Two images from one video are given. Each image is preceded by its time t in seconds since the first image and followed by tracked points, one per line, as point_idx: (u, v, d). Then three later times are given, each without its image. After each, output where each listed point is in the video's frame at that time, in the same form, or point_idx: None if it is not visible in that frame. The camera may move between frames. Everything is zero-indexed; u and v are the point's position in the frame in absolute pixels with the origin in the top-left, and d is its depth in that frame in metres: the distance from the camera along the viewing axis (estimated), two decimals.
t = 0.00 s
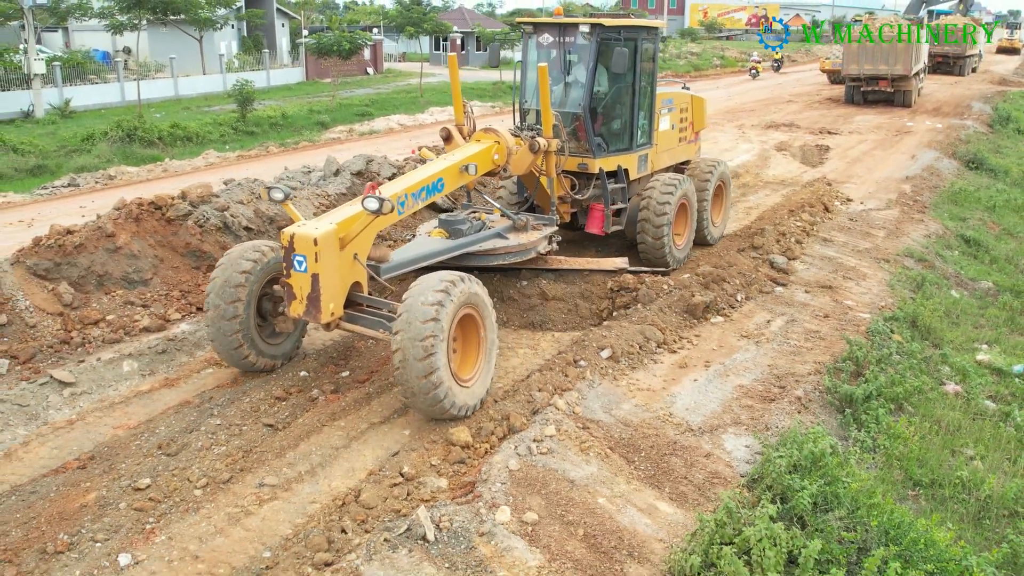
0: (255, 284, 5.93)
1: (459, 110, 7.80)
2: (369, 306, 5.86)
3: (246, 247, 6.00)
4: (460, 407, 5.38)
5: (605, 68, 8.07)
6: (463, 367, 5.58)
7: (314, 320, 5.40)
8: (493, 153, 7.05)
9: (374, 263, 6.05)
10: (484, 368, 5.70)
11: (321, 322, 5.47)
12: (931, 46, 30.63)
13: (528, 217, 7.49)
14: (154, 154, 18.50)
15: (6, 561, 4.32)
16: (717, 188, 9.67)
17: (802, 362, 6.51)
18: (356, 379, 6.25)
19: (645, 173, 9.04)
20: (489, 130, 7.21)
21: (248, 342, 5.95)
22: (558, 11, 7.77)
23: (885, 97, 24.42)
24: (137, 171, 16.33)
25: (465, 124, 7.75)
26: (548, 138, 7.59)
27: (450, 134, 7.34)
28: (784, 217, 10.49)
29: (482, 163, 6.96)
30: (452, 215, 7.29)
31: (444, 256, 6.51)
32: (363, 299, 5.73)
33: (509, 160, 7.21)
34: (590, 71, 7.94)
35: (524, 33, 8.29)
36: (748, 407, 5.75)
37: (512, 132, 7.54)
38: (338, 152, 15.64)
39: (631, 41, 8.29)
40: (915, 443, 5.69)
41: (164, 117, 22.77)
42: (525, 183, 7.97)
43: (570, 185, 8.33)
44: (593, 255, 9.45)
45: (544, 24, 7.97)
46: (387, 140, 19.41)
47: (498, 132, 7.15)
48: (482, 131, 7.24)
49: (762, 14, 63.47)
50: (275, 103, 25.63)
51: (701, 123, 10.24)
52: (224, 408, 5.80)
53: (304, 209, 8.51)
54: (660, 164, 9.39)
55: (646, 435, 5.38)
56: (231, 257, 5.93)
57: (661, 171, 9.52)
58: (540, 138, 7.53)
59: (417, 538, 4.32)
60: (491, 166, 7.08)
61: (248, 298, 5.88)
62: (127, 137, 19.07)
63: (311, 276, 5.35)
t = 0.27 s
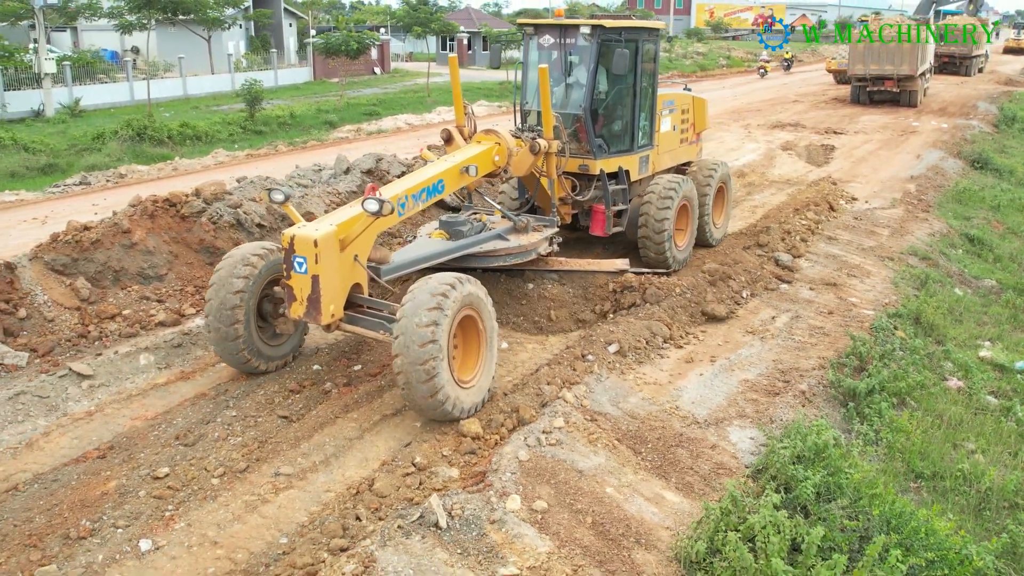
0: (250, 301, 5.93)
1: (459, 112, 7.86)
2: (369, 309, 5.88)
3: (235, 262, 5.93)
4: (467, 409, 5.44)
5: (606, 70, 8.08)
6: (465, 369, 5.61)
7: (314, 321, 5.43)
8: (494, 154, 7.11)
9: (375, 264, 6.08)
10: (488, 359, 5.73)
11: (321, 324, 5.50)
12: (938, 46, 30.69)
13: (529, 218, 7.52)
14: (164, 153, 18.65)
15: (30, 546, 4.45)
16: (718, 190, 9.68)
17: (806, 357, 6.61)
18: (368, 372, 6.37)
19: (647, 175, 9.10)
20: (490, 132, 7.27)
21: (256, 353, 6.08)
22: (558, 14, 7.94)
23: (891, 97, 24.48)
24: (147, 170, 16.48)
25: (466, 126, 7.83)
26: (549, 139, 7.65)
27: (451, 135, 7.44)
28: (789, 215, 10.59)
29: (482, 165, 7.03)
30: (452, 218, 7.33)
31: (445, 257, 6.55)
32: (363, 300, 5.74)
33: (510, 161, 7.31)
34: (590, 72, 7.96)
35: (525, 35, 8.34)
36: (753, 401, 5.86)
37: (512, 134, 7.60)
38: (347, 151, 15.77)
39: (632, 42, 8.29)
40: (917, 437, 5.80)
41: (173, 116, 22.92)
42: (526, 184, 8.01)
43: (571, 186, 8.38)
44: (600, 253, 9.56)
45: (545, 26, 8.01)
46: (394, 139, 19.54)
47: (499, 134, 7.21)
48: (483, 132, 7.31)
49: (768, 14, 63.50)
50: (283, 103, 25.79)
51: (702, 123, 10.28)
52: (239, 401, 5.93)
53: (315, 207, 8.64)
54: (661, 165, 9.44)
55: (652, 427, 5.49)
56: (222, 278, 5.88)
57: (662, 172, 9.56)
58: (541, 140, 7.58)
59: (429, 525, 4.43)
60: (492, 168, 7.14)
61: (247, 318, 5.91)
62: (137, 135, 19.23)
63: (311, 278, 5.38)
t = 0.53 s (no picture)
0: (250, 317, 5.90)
1: (461, 113, 7.81)
2: (371, 310, 5.86)
3: (228, 279, 5.84)
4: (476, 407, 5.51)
5: (609, 71, 8.10)
6: (467, 369, 5.62)
7: (315, 323, 5.39)
8: (496, 156, 7.16)
9: (377, 266, 6.05)
10: (489, 346, 5.71)
11: (322, 326, 5.46)
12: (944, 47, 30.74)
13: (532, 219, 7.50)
14: (174, 152, 18.77)
15: (55, 534, 4.56)
16: (721, 193, 9.62)
17: (813, 354, 6.70)
18: (381, 367, 6.47)
19: (648, 176, 9.09)
20: (492, 133, 7.30)
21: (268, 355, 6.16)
22: (562, 15, 7.97)
23: (897, 97, 24.54)
24: (157, 168, 16.61)
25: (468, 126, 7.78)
26: (552, 141, 7.59)
27: (453, 137, 7.38)
28: (796, 215, 10.67)
29: (484, 166, 7.06)
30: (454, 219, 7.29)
31: (447, 258, 6.53)
32: (365, 303, 5.71)
33: (512, 163, 7.33)
34: (593, 74, 7.97)
35: (527, 37, 8.34)
36: (761, 395, 5.95)
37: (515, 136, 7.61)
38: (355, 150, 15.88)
39: (634, 44, 8.33)
40: (923, 431, 5.88)
41: (182, 116, 23.05)
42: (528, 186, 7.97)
43: (573, 187, 8.35)
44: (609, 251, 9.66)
45: (548, 27, 8.01)
46: (402, 139, 19.65)
47: (500, 135, 7.25)
48: (484, 134, 7.34)
49: (774, 14, 63.55)
50: (291, 102, 25.92)
51: (705, 126, 10.31)
52: (255, 394, 6.04)
53: (327, 205, 8.75)
54: (663, 167, 9.45)
55: (662, 421, 5.59)
56: (218, 299, 5.81)
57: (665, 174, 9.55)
58: (543, 141, 7.53)
59: (445, 515, 4.52)
60: (494, 168, 7.18)
61: (250, 335, 5.92)
62: (147, 135, 19.35)
63: (312, 279, 5.34)
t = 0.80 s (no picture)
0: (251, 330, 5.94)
1: (464, 112, 7.71)
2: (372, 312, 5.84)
3: (224, 297, 5.84)
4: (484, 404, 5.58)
5: (611, 72, 8.03)
6: (470, 369, 5.63)
7: (317, 325, 5.40)
8: (499, 157, 7.13)
9: (378, 268, 6.00)
10: (489, 338, 5.66)
11: (324, 328, 5.47)
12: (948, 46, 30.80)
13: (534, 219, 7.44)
14: (181, 151, 18.86)
15: (78, 525, 4.65)
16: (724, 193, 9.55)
17: (820, 350, 6.78)
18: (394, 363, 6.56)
19: (651, 177, 9.02)
20: (495, 134, 7.29)
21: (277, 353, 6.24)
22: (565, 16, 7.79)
23: (901, 97, 24.61)
24: (165, 167, 16.70)
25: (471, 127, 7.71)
26: (555, 142, 7.48)
27: (455, 138, 7.37)
28: (802, 214, 10.74)
29: (487, 167, 7.04)
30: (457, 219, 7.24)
31: (449, 260, 6.45)
32: (366, 305, 5.69)
33: (515, 164, 7.26)
34: (596, 75, 7.90)
35: (531, 37, 8.30)
36: (769, 391, 6.04)
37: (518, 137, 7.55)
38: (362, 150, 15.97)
39: (638, 45, 8.26)
40: (929, 426, 5.96)
41: (189, 115, 23.15)
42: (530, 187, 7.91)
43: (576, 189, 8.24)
44: (616, 249, 9.75)
45: (551, 28, 7.95)
46: (408, 138, 19.74)
47: (505, 136, 7.20)
48: (488, 135, 7.33)
49: (777, 14, 63.62)
50: (297, 102, 26.02)
51: (708, 127, 10.29)
52: (271, 389, 6.13)
53: (338, 203, 8.84)
54: (666, 168, 9.41)
55: (672, 416, 5.67)
56: (217, 319, 5.84)
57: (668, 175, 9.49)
58: (546, 142, 7.46)
59: (460, 507, 4.60)
60: (497, 170, 7.16)
61: (254, 346, 5.99)
62: (154, 134, 19.44)
63: (314, 281, 5.34)
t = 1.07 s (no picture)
0: (255, 344, 5.94)
1: (466, 114, 7.71)
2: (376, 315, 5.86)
3: (223, 319, 5.78)
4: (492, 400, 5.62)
5: (614, 73, 7.96)
6: (477, 368, 5.64)
7: (319, 328, 5.38)
8: (501, 158, 7.15)
9: (381, 270, 6.02)
10: (491, 332, 5.61)
11: (327, 331, 5.45)
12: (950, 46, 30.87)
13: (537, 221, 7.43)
14: (186, 151, 18.92)
15: (100, 518, 4.72)
16: (727, 193, 9.49)
17: (827, 347, 6.85)
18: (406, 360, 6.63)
19: (654, 178, 8.96)
20: (497, 134, 7.33)
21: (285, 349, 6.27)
22: (567, 15, 7.83)
23: (903, 97, 24.67)
24: (171, 167, 16.77)
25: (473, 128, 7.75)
26: (558, 142, 7.45)
27: (457, 139, 7.40)
28: (807, 213, 10.81)
29: (489, 168, 7.05)
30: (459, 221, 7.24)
31: (452, 262, 6.45)
32: (370, 308, 5.70)
33: (517, 164, 7.31)
34: (598, 75, 7.83)
35: (533, 36, 8.23)
36: (777, 387, 6.11)
37: (520, 138, 7.60)
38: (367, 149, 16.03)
39: (641, 45, 8.18)
40: (937, 422, 6.02)
41: (193, 115, 23.22)
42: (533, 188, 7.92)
43: (578, 190, 8.17)
44: (622, 247, 9.82)
45: (553, 28, 7.89)
46: (412, 138, 19.81)
47: (506, 137, 7.24)
48: (489, 135, 7.38)
49: (779, 15, 63.72)
50: (301, 101, 26.08)
51: (710, 128, 10.25)
52: (285, 385, 6.20)
53: (347, 202, 8.92)
54: (669, 169, 9.34)
55: (682, 411, 5.75)
56: (220, 339, 5.82)
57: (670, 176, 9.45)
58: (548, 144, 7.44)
59: (476, 500, 4.67)
60: (499, 171, 7.19)
61: (260, 357, 6.01)
62: (159, 134, 19.50)
63: (317, 284, 5.30)
